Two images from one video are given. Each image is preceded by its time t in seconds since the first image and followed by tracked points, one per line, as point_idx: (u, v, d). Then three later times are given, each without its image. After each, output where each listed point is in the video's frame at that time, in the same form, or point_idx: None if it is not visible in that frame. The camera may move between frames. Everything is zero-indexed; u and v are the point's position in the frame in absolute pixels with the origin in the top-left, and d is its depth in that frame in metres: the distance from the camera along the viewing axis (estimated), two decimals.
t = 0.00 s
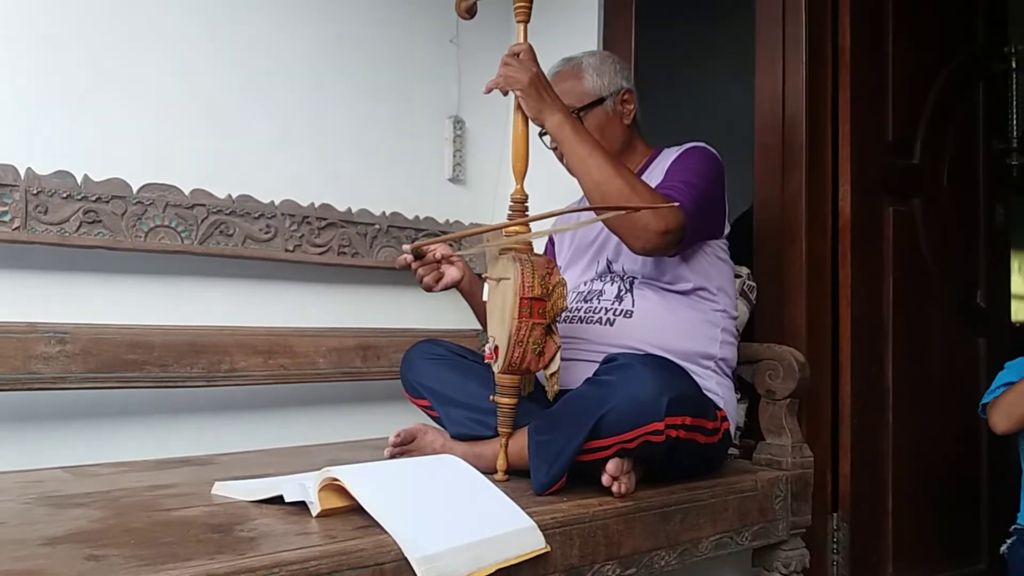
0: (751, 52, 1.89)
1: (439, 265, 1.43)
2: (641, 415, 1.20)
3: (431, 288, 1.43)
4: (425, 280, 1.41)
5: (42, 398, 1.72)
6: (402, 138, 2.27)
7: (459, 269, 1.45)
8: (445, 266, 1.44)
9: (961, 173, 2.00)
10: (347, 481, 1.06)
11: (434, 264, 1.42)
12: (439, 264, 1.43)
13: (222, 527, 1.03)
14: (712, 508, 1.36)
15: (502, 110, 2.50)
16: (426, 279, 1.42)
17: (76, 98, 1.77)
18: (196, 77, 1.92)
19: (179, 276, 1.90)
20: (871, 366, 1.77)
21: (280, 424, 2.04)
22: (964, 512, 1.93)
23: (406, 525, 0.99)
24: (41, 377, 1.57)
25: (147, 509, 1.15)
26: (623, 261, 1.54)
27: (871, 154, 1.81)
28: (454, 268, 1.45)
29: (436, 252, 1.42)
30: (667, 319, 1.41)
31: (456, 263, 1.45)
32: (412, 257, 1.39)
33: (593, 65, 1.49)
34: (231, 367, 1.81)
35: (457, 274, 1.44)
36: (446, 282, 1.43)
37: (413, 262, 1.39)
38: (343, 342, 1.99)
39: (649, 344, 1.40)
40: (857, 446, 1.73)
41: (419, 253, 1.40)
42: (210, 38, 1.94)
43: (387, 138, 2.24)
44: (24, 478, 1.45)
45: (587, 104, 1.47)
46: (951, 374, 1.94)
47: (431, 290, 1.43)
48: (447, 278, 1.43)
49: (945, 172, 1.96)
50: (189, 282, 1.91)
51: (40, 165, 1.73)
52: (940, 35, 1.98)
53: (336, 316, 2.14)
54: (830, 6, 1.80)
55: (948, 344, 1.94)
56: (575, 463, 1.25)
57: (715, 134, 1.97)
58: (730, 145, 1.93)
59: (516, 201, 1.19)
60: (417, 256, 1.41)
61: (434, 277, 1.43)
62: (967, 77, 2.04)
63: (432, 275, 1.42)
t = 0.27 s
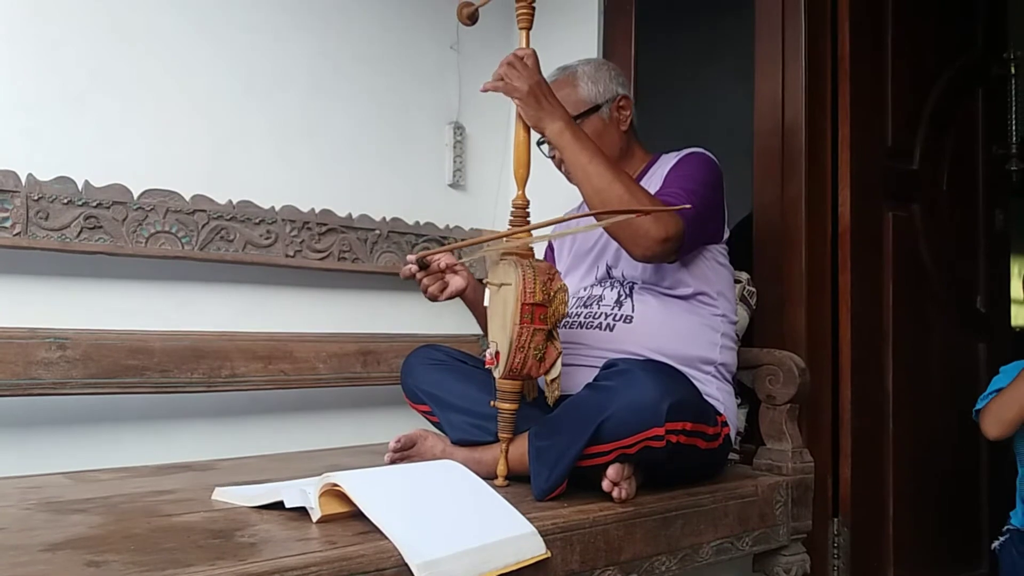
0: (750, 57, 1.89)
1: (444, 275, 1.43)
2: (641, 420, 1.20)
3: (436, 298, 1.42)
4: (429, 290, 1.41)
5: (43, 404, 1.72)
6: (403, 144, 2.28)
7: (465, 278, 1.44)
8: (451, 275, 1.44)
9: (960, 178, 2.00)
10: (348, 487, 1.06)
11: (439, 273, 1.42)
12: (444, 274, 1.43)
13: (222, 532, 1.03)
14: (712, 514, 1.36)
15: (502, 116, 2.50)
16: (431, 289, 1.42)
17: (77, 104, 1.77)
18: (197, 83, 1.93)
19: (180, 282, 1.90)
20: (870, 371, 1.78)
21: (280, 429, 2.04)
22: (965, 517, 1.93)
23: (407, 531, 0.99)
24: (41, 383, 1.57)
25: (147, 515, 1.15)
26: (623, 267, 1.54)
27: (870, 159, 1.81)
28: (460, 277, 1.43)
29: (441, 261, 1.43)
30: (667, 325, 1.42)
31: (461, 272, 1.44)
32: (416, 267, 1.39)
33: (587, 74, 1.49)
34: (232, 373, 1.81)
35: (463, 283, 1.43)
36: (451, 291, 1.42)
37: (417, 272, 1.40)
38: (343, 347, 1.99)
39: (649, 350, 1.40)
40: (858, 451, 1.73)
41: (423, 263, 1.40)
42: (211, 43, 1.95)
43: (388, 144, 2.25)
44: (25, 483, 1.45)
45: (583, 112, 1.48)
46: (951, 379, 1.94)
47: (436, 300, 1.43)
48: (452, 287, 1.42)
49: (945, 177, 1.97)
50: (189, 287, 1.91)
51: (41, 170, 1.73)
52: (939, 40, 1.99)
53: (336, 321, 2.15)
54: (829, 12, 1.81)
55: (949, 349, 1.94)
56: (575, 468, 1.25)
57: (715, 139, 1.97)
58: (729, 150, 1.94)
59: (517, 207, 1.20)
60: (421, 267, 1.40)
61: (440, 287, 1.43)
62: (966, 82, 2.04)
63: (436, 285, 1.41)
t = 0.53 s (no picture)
0: (750, 64, 1.89)
1: (436, 284, 1.44)
2: (640, 427, 1.20)
3: (428, 307, 1.43)
4: (420, 299, 1.42)
5: (42, 410, 1.72)
6: (403, 151, 2.28)
7: (456, 286, 1.45)
8: (443, 284, 1.44)
9: (959, 185, 2.00)
10: (346, 494, 1.06)
11: (430, 283, 1.43)
12: (435, 283, 1.43)
13: (221, 539, 1.03)
14: (711, 521, 1.36)
15: (501, 123, 2.51)
16: (423, 298, 1.43)
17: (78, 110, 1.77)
18: (198, 90, 1.93)
19: (180, 288, 1.90)
20: (869, 378, 1.78)
21: (278, 435, 2.04)
22: (964, 524, 1.93)
23: (406, 539, 0.99)
24: (41, 389, 1.57)
25: (146, 522, 1.15)
26: (621, 273, 1.54)
27: (869, 166, 1.81)
28: (451, 286, 1.44)
29: (432, 271, 1.43)
30: (666, 331, 1.42)
31: (453, 281, 1.44)
32: (408, 278, 1.40)
33: (588, 80, 1.50)
34: (231, 379, 1.81)
35: (454, 292, 1.44)
36: (442, 301, 1.43)
37: (409, 283, 1.40)
38: (343, 353, 1.99)
39: (648, 357, 1.40)
40: (857, 458, 1.73)
41: (414, 273, 1.40)
42: (211, 50, 1.95)
43: (388, 150, 2.25)
44: (24, 489, 1.45)
45: (584, 119, 1.48)
46: (950, 385, 1.94)
47: (428, 309, 1.44)
48: (443, 297, 1.43)
49: (944, 184, 1.97)
50: (189, 293, 1.91)
51: (42, 177, 1.74)
52: (937, 48, 1.99)
53: (335, 327, 2.15)
54: (828, 20, 1.81)
55: (948, 356, 1.94)
56: (574, 475, 1.25)
57: (714, 146, 1.98)
58: (728, 157, 1.94)
59: (519, 214, 1.21)
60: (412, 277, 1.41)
61: (431, 296, 1.44)
62: (965, 90, 2.05)
63: (427, 295, 1.42)
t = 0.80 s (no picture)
0: (747, 65, 1.90)
1: (428, 285, 1.44)
2: (638, 428, 1.20)
3: (420, 307, 1.44)
4: (413, 300, 1.42)
5: (38, 410, 1.72)
6: (400, 151, 2.28)
7: (448, 288, 1.45)
8: (435, 285, 1.44)
9: (954, 186, 2.01)
10: (343, 494, 1.06)
11: (422, 284, 1.43)
12: (428, 284, 1.43)
13: (218, 540, 1.03)
14: (708, 521, 1.36)
15: (498, 123, 2.51)
16: (415, 299, 1.43)
17: (75, 110, 1.77)
18: (194, 90, 1.93)
19: (176, 288, 1.90)
20: (866, 378, 1.78)
21: (274, 436, 2.03)
22: (959, 524, 1.93)
23: (403, 539, 0.99)
24: (36, 389, 1.57)
25: (143, 522, 1.15)
26: (618, 274, 1.54)
27: (865, 167, 1.82)
28: (443, 287, 1.44)
29: (424, 273, 1.43)
30: (663, 332, 1.42)
31: (445, 283, 1.44)
32: (400, 279, 1.40)
33: (586, 82, 1.50)
34: (227, 380, 1.80)
35: (446, 293, 1.44)
36: (435, 302, 1.43)
37: (401, 284, 1.40)
38: (339, 354, 1.99)
39: (645, 357, 1.41)
40: (853, 459, 1.73)
41: (406, 274, 1.40)
42: (208, 50, 1.95)
43: (385, 151, 2.25)
44: (19, 490, 1.44)
45: (582, 120, 1.48)
46: (945, 386, 1.94)
47: (420, 309, 1.44)
48: (435, 298, 1.43)
49: (939, 185, 1.98)
50: (185, 294, 1.91)
51: (38, 176, 1.73)
52: (932, 50, 2.00)
53: (332, 328, 2.15)
54: (824, 22, 1.82)
55: (943, 356, 1.95)
56: (571, 476, 1.25)
57: (711, 147, 1.98)
58: (725, 158, 1.94)
59: (517, 215, 1.21)
60: (404, 277, 1.41)
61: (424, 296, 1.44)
62: (960, 92, 2.05)
63: (419, 295, 1.42)
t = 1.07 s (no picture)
0: (745, 63, 1.90)
1: (420, 280, 1.44)
2: (636, 425, 1.20)
3: (412, 301, 1.44)
4: (403, 295, 1.43)
5: (36, 408, 1.72)
6: (398, 148, 2.28)
7: (438, 282, 1.46)
8: (426, 279, 1.45)
9: (953, 184, 2.01)
10: (342, 491, 1.06)
11: (413, 279, 1.44)
12: (419, 279, 1.44)
13: (217, 536, 1.03)
14: (706, 518, 1.36)
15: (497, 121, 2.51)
16: (406, 293, 1.44)
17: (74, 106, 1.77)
18: (192, 87, 1.93)
19: (174, 286, 1.90)
20: (863, 375, 1.78)
21: (273, 433, 2.04)
22: (956, 521, 1.94)
23: (402, 536, 0.99)
24: (35, 387, 1.57)
25: (141, 519, 1.15)
26: (616, 272, 1.54)
27: (863, 165, 1.82)
28: (434, 281, 1.45)
29: (416, 267, 1.44)
30: (661, 329, 1.42)
31: (436, 277, 1.45)
32: (392, 274, 1.41)
33: (587, 80, 1.50)
34: (226, 377, 1.81)
35: (436, 287, 1.45)
36: (425, 296, 1.44)
37: (392, 279, 1.41)
38: (338, 351, 1.99)
39: (643, 355, 1.41)
40: (851, 455, 1.74)
41: (397, 269, 1.41)
42: (206, 48, 1.95)
43: (383, 148, 2.25)
44: (18, 487, 1.44)
45: (582, 118, 1.48)
46: (944, 383, 1.95)
47: (412, 303, 1.45)
48: (426, 293, 1.43)
49: (937, 183, 1.98)
50: (183, 291, 1.91)
51: (37, 173, 1.73)
52: (930, 48, 2.00)
53: (330, 325, 2.15)
54: (823, 20, 1.82)
55: (941, 354, 1.95)
56: (570, 473, 1.25)
57: (709, 144, 1.98)
58: (724, 156, 1.95)
59: (515, 212, 1.21)
60: (396, 272, 1.42)
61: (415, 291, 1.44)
62: (959, 90, 2.06)
63: (411, 290, 1.43)
